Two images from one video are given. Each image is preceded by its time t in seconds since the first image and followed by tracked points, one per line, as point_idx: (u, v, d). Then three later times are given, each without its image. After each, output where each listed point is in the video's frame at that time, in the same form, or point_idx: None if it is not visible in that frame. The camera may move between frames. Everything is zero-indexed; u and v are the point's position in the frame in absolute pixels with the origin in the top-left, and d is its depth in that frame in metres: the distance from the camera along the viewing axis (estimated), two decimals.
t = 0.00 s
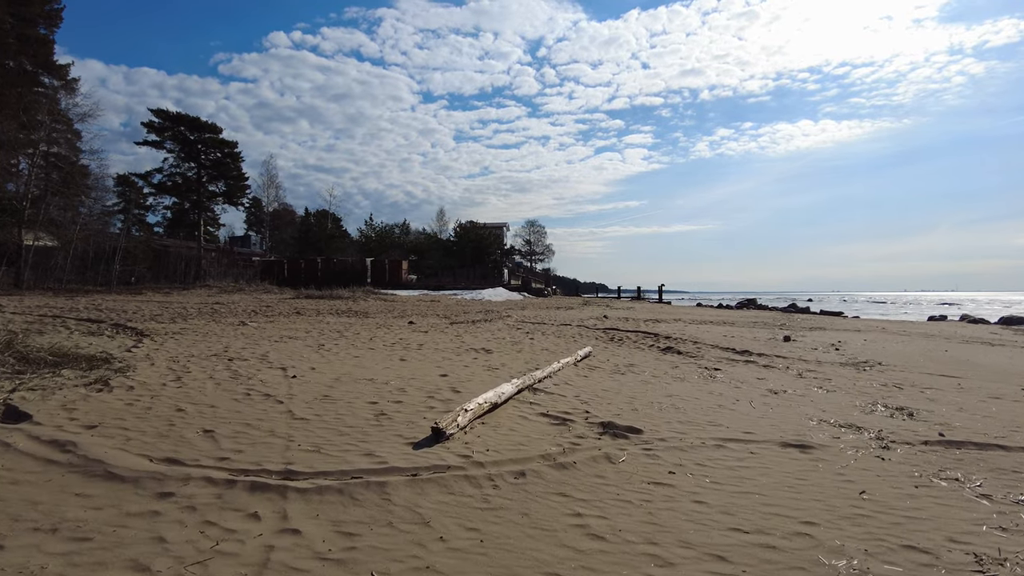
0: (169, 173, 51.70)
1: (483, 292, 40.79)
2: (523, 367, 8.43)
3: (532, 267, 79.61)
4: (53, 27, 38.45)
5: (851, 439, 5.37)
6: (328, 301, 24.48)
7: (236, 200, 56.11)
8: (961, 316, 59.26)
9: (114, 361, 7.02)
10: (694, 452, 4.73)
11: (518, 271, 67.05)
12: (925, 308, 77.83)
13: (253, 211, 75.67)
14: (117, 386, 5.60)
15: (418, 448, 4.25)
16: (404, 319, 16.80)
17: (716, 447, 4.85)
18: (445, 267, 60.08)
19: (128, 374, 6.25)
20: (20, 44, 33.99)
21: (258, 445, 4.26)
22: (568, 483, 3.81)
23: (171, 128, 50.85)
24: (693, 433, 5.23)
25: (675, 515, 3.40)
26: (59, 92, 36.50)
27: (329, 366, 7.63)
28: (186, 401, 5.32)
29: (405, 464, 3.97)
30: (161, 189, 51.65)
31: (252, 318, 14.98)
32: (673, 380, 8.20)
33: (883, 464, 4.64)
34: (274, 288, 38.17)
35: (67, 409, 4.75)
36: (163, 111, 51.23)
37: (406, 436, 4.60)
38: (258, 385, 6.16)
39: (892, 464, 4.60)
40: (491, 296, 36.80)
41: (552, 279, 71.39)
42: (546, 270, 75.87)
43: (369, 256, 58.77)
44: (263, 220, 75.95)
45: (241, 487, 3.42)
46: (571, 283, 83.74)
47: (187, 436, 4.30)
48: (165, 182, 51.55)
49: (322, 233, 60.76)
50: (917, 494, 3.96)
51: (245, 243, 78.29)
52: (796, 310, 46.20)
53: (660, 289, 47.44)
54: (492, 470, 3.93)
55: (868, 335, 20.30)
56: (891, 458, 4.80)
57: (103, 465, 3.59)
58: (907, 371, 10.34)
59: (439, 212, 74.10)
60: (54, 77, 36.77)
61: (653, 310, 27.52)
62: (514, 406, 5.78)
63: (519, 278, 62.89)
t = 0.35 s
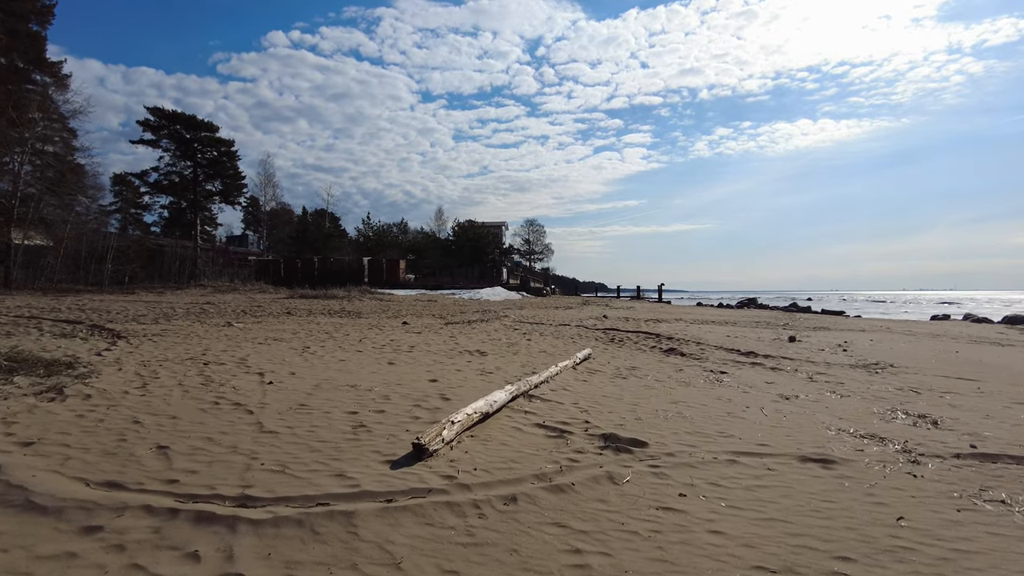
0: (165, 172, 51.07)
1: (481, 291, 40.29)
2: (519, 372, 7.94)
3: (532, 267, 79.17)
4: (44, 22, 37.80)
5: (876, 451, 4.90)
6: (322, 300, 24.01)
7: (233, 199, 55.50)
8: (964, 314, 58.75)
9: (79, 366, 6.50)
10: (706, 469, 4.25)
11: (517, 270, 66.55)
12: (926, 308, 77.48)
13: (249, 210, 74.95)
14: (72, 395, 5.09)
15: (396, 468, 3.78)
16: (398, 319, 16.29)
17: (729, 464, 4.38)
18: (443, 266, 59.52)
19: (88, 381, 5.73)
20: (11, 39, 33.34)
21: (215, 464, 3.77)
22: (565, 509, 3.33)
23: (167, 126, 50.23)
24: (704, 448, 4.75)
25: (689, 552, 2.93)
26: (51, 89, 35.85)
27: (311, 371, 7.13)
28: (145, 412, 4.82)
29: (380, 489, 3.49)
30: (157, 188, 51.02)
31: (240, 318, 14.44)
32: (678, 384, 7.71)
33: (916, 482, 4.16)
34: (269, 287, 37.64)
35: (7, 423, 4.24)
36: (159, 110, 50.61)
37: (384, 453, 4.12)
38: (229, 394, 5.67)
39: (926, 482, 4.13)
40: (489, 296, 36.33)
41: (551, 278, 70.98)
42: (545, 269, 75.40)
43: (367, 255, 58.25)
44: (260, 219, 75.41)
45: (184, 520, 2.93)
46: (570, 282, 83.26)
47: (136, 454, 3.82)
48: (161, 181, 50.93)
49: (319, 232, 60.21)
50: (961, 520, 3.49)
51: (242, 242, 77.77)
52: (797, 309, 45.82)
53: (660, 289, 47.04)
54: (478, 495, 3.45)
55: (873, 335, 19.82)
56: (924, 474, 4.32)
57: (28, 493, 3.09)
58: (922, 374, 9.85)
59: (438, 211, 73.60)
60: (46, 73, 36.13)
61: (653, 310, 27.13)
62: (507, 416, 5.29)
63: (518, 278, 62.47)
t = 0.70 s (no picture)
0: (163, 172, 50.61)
1: (479, 292, 39.86)
2: (513, 380, 7.49)
3: (531, 267, 78.78)
4: (38, 20, 37.34)
5: (900, 473, 4.47)
6: (316, 302, 23.57)
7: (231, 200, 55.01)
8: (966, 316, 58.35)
9: (42, 376, 6.06)
10: (714, 496, 3.82)
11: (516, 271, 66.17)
12: (927, 309, 77.10)
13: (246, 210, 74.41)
14: (22, 411, 4.66)
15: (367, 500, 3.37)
16: (392, 322, 15.87)
17: (740, 490, 3.95)
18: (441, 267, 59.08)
19: (45, 394, 5.29)
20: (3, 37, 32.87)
21: (162, 494, 3.34)
22: (555, 551, 2.91)
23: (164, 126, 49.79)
24: (711, 470, 4.32)
25: None
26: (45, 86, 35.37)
27: (291, 380, 6.71)
28: (99, 430, 4.40)
29: (344, 527, 3.06)
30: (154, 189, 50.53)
31: (228, 321, 14.01)
32: (680, 394, 7.29)
33: (949, 511, 3.72)
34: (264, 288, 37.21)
35: None
36: (156, 110, 50.19)
37: (355, 482, 3.70)
38: (196, 408, 5.23)
39: (959, 511, 3.70)
40: (488, 297, 35.92)
41: (550, 279, 70.62)
42: (544, 270, 75.02)
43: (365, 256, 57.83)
44: (257, 220, 75.04)
45: (110, 570, 2.51)
46: (569, 283, 82.84)
47: (75, 482, 3.40)
48: (158, 181, 50.47)
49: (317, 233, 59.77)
50: (1006, 560, 3.07)
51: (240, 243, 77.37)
52: (797, 311, 45.40)
53: (659, 290, 46.62)
54: (456, 533, 3.03)
55: (878, 338, 19.40)
56: (956, 502, 3.88)
57: None
58: (935, 381, 9.42)
59: (437, 211, 73.17)
60: (39, 71, 35.55)
61: (652, 312, 26.71)
62: (497, 434, 4.87)
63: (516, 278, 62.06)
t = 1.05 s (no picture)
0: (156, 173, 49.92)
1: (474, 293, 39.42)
2: (497, 387, 7.01)
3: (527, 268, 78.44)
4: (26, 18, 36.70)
5: (916, 492, 4.02)
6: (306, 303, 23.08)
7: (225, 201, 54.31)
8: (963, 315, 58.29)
9: None
10: (710, 523, 3.36)
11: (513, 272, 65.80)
12: (923, 310, 77.06)
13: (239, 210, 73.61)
14: None
15: (308, 533, 2.91)
16: (379, 323, 15.40)
17: (739, 515, 3.49)
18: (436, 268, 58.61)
19: None
20: None
21: (67, 526, 2.85)
22: None
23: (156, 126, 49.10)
24: (708, 490, 3.86)
25: None
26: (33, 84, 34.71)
27: (255, 387, 6.22)
28: (20, 447, 3.90)
29: (273, 568, 2.59)
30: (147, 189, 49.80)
31: (207, 324, 13.48)
32: (674, 400, 6.83)
33: (977, 539, 3.27)
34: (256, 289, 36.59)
35: None
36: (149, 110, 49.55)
37: (299, 508, 3.23)
38: (141, 419, 4.73)
39: (989, 540, 3.24)
40: (482, 298, 35.52)
41: (547, 280, 70.27)
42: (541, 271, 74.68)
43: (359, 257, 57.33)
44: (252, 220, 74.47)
45: None
46: (566, 284, 82.51)
47: None
48: (151, 182, 49.76)
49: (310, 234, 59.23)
50: None
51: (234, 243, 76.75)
52: (794, 311, 45.18)
53: (656, 291, 46.31)
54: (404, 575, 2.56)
55: (878, 339, 19.03)
56: (985, 528, 3.42)
57: None
58: (941, 385, 8.99)
59: (433, 212, 72.73)
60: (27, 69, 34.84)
61: (648, 313, 26.34)
62: (471, 448, 4.41)
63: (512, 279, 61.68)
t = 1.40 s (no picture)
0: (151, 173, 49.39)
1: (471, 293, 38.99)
2: (482, 392, 6.58)
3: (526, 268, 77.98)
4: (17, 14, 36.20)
5: (938, 513, 3.60)
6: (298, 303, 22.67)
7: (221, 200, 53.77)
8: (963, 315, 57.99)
9: None
10: (708, 555, 2.93)
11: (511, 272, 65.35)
12: (923, 309, 76.75)
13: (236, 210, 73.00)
14: None
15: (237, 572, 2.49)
16: (370, 323, 14.99)
17: (742, 544, 3.06)
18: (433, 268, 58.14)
19: None
20: None
21: None
22: None
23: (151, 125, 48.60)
24: (706, 514, 3.42)
25: None
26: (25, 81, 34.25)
27: (220, 394, 5.78)
28: None
29: None
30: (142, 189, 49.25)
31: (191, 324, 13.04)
32: (670, 407, 6.40)
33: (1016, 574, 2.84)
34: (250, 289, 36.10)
35: None
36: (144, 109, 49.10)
37: (234, 539, 2.81)
38: (83, 431, 4.30)
39: None
40: (479, 297, 35.09)
41: (545, 279, 69.82)
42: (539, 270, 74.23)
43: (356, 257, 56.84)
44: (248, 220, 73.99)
45: None
46: (564, 283, 82.03)
47: None
48: (147, 181, 49.23)
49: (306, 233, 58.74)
50: None
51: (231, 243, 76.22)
52: (794, 311, 44.82)
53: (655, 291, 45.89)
54: None
55: (882, 340, 18.61)
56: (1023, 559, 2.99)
57: None
58: (951, 389, 8.57)
59: (431, 211, 72.24)
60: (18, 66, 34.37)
61: (647, 313, 25.94)
62: (444, 464, 3.98)
63: (511, 279, 61.22)
